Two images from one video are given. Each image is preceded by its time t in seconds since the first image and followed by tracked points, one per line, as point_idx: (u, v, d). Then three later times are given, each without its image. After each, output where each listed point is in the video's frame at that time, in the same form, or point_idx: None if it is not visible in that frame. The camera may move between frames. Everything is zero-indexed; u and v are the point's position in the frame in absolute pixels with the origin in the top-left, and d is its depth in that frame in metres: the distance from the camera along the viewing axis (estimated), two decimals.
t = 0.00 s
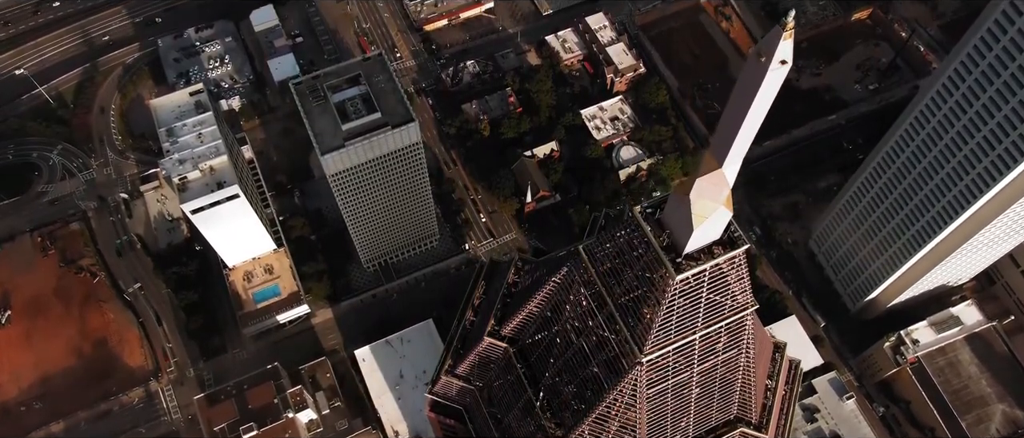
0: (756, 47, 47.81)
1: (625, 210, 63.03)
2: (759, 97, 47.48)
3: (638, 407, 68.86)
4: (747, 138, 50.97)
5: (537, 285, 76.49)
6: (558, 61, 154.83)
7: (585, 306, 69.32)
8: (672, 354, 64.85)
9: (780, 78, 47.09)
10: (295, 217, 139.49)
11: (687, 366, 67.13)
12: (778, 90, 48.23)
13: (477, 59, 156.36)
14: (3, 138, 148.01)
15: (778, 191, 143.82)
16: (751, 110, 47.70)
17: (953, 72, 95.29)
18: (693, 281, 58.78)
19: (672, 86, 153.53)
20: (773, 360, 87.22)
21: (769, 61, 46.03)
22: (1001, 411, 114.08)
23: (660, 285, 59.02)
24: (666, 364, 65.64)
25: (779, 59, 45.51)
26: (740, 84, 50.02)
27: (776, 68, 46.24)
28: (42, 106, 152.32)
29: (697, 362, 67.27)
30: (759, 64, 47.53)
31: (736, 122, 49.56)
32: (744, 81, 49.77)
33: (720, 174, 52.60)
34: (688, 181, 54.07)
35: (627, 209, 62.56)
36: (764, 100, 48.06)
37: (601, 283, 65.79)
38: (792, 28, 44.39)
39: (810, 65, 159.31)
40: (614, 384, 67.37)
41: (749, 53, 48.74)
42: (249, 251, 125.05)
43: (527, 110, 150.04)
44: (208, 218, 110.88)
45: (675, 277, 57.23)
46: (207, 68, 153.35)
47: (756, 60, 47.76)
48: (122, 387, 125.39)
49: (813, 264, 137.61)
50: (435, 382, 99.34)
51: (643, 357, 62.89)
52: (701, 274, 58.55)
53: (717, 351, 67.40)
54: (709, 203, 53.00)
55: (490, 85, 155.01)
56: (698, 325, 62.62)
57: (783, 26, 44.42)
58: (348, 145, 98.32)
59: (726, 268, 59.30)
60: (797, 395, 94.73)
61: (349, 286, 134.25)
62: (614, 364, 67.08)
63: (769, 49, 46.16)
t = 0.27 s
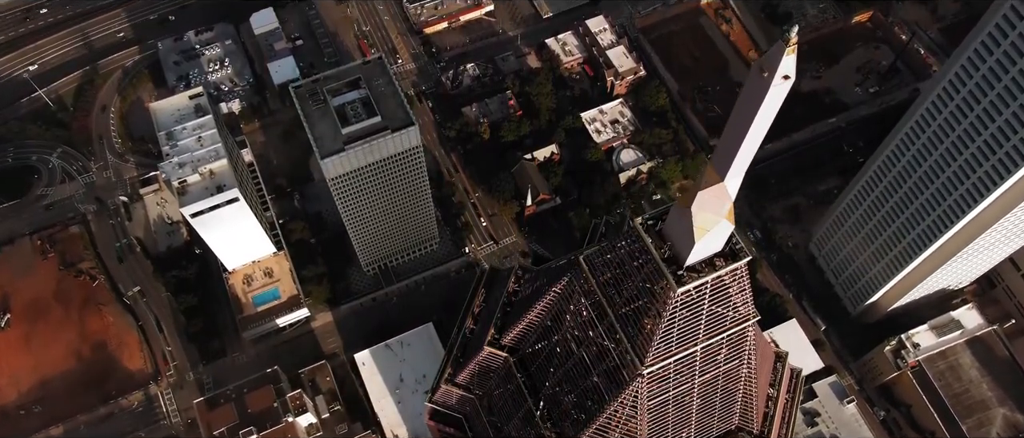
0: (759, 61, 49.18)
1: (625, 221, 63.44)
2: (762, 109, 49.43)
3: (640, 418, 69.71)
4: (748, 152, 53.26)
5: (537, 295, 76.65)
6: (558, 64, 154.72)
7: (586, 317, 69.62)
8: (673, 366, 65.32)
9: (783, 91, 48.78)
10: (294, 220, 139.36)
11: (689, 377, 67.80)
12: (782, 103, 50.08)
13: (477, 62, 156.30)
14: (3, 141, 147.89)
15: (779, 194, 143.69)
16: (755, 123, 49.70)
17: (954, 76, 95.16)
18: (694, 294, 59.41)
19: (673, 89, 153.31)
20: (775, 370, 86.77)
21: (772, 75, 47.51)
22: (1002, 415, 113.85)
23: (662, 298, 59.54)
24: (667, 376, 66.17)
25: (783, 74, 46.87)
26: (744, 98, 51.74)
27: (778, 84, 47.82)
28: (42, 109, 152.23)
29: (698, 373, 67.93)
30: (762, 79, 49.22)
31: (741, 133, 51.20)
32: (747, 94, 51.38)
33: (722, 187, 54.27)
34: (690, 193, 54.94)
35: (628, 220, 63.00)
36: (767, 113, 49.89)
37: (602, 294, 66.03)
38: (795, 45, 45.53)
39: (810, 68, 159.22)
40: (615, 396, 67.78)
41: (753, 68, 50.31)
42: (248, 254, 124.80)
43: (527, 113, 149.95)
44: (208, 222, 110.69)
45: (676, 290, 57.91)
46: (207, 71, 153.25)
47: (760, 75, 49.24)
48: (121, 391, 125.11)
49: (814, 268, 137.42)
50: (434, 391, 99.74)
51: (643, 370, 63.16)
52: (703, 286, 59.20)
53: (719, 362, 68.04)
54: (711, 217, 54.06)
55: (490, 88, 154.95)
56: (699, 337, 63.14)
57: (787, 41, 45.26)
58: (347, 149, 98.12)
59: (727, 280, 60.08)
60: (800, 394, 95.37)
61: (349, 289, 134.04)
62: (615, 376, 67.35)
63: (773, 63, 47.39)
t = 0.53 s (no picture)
0: (763, 76, 54.01)
1: (627, 232, 64.27)
2: (766, 119, 53.81)
3: (641, 427, 69.86)
4: (751, 161, 57.16)
5: (537, 304, 77.33)
6: (558, 66, 154.62)
7: (587, 326, 70.15)
8: (674, 377, 65.51)
9: (787, 103, 53.07)
10: (294, 223, 139.16)
11: (690, 387, 67.89)
12: (785, 115, 54.78)
13: (477, 65, 156.24)
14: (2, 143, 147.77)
15: (779, 197, 143.55)
16: (759, 132, 54.14)
17: (954, 79, 94.96)
18: (696, 304, 59.79)
19: (673, 91, 153.15)
20: (778, 377, 89.93)
21: (774, 88, 51.99)
22: (1003, 419, 113.65)
23: (663, 309, 60.04)
24: (668, 385, 66.16)
25: (785, 88, 51.50)
26: (749, 109, 56.12)
27: (781, 96, 52.31)
28: (41, 112, 152.14)
29: (700, 383, 67.99)
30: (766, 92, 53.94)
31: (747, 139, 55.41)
32: (752, 106, 55.84)
33: (723, 198, 56.29)
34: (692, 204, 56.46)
35: (629, 231, 63.85)
36: (771, 122, 54.33)
37: (603, 304, 66.55)
38: (797, 58, 49.40)
39: (810, 70, 159.12)
40: (616, 405, 68.12)
41: (757, 81, 55.09)
42: (248, 257, 124.58)
43: (527, 115, 149.89)
44: (207, 225, 110.59)
45: (677, 301, 58.55)
46: (207, 73, 153.21)
47: (763, 87, 54.09)
48: (121, 394, 124.93)
49: (814, 270, 137.22)
50: (434, 398, 99.61)
51: (644, 380, 63.70)
52: (704, 297, 59.77)
53: (721, 372, 68.13)
54: (712, 227, 55.52)
55: (490, 90, 154.83)
56: (701, 347, 63.47)
57: (788, 55, 49.26)
58: (346, 152, 97.97)
59: (729, 290, 60.60)
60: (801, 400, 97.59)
61: (348, 292, 133.87)
62: (616, 386, 67.87)
63: (777, 77, 51.79)
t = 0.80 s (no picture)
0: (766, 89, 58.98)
1: (628, 243, 64.83)
2: (771, 130, 59.27)
3: None
4: (752, 172, 63.03)
5: (537, 312, 77.55)
6: (559, 69, 154.60)
7: (587, 336, 70.35)
8: (675, 387, 65.65)
9: (786, 116, 58.85)
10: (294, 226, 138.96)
11: (691, 397, 68.02)
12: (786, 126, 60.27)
13: (477, 67, 156.21)
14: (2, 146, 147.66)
15: (779, 199, 143.41)
16: (764, 140, 59.59)
17: (955, 83, 94.91)
18: (697, 315, 60.28)
19: (673, 94, 153.06)
20: (778, 385, 90.43)
21: (778, 101, 57.12)
22: (1004, 422, 113.45)
23: (664, 319, 60.43)
24: (669, 395, 66.21)
25: (788, 100, 56.72)
26: (753, 122, 61.36)
27: (784, 109, 57.59)
28: (41, 114, 152.01)
29: (701, 393, 68.15)
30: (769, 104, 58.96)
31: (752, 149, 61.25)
32: (754, 120, 61.29)
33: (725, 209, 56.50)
34: (693, 214, 56.93)
35: (630, 242, 64.39)
36: (774, 133, 59.84)
37: (603, 314, 66.78)
38: (799, 71, 54.51)
39: (810, 73, 158.96)
40: (617, 416, 68.14)
41: (760, 95, 60.06)
42: (247, 260, 124.49)
43: (527, 118, 149.83)
44: (207, 228, 110.51)
45: (679, 312, 58.82)
46: (207, 76, 153.23)
47: (764, 101, 59.45)
48: (121, 397, 124.69)
49: (814, 273, 137.00)
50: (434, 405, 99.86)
51: (646, 390, 63.73)
52: (705, 307, 60.32)
53: (722, 382, 68.29)
54: (714, 238, 55.90)
55: (490, 93, 154.66)
56: (701, 357, 63.79)
57: (793, 69, 54.33)
58: (346, 156, 97.94)
59: (730, 300, 61.11)
60: (803, 406, 97.48)
61: (348, 295, 133.69)
62: (616, 396, 67.94)
63: (778, 91, 57.40)
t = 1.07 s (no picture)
0: (766, 104, 53.36)
1: (628, 255, 65.38)
2: (770, 149, 53.31)
3: None
4: (753, 191, 56.97)
5: (537, 322, 78.18)
6: (559, 72, 154.54)
7: (587, 346, 71.05)
8: (677, 398, 66.31)
9: (790, 133, 52.87)
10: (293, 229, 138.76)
11: (693, 408, 68.72)
12: (788, 145, 54.33)
13: (477, 70, 156.15)
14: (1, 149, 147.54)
15: (780, 203, 143.23)
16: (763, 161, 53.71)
17: (955, 87, 94.82)
18: (698, 327, 60.85)
19: (673, 97, 152.97)
20: (779, 395, 91.21)
21: (780, 117, 51.69)
22: (1005, 426, 113.22)
23: (665, 332, 61.00)
24: (670, 406, 66.98)
25: (790, 117, 51.20)
26: (750, 138, 55.61)
27: (786, 125, 51.98)
28: (40, 117, 151.84)
29: (703, 404, 68.86)
30: (769, 121, 53.23)
31: (749, 169, 54.95)
32: (752, 137, 55.47)
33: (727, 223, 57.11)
34: (696, 228, 57.70)
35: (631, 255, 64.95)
36: (775, 152, 53.78)
37: (603, 325, 67.47)
38: (803, 86, 49.42)
39: (810, 76, 158.80)
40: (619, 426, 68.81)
41: (759, 110, 54.43)
42: (247, 264, 124.30)
43: (527, 121, 149.76)
44: (207, 232, 110.26)
45: (680, 324, 59.49)
46: (206, 79, 153.28)
47: (766, 116, 53.39)
48: (120, 401, 124.39)
49: (815, 276, 136.83)
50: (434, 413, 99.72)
51: (647, 402, 64.64)
52: (707, 320, 60.86)
53: (724, 393, 68.87)
54: (715, 251, 56.79)
55: (490, 96, 154.44)
56: (703, 369, 64.43)
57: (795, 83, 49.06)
58: (346, 160, 97.78)
59: (732, 312, 61.75)
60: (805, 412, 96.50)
61: (348, 298, 133.47)
62: (617, 407, 68.75)
63: (780, 107, 51.79)
